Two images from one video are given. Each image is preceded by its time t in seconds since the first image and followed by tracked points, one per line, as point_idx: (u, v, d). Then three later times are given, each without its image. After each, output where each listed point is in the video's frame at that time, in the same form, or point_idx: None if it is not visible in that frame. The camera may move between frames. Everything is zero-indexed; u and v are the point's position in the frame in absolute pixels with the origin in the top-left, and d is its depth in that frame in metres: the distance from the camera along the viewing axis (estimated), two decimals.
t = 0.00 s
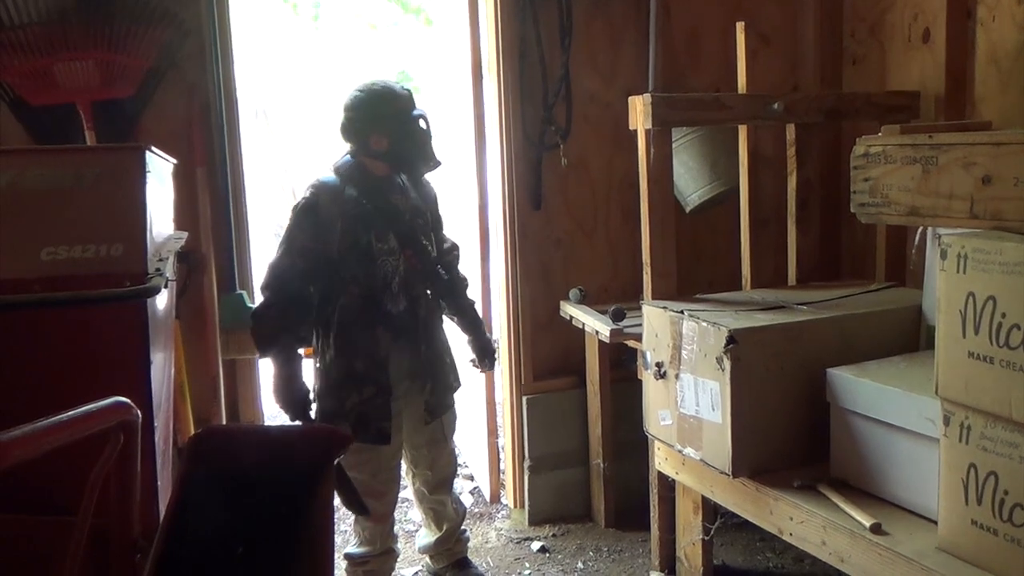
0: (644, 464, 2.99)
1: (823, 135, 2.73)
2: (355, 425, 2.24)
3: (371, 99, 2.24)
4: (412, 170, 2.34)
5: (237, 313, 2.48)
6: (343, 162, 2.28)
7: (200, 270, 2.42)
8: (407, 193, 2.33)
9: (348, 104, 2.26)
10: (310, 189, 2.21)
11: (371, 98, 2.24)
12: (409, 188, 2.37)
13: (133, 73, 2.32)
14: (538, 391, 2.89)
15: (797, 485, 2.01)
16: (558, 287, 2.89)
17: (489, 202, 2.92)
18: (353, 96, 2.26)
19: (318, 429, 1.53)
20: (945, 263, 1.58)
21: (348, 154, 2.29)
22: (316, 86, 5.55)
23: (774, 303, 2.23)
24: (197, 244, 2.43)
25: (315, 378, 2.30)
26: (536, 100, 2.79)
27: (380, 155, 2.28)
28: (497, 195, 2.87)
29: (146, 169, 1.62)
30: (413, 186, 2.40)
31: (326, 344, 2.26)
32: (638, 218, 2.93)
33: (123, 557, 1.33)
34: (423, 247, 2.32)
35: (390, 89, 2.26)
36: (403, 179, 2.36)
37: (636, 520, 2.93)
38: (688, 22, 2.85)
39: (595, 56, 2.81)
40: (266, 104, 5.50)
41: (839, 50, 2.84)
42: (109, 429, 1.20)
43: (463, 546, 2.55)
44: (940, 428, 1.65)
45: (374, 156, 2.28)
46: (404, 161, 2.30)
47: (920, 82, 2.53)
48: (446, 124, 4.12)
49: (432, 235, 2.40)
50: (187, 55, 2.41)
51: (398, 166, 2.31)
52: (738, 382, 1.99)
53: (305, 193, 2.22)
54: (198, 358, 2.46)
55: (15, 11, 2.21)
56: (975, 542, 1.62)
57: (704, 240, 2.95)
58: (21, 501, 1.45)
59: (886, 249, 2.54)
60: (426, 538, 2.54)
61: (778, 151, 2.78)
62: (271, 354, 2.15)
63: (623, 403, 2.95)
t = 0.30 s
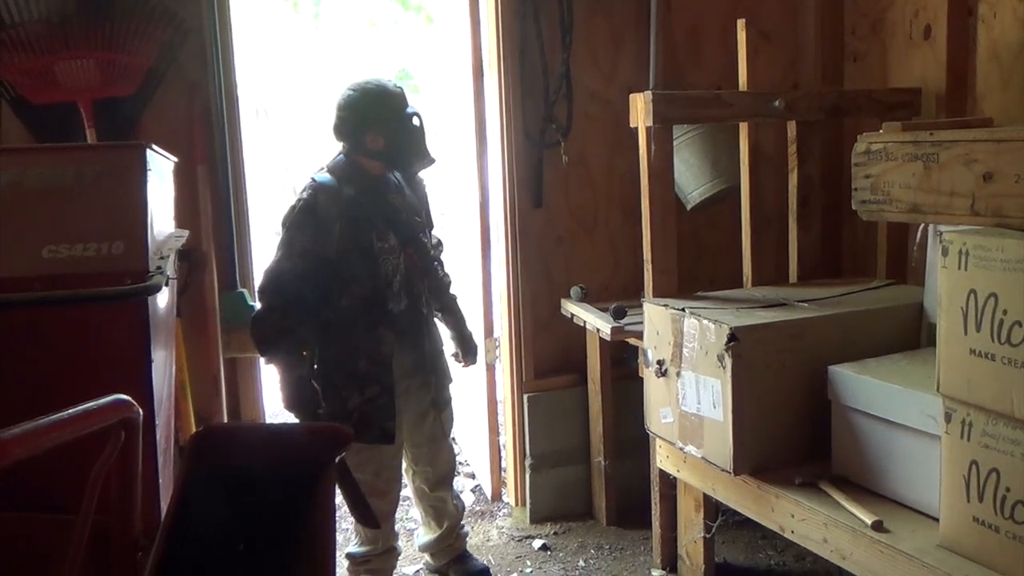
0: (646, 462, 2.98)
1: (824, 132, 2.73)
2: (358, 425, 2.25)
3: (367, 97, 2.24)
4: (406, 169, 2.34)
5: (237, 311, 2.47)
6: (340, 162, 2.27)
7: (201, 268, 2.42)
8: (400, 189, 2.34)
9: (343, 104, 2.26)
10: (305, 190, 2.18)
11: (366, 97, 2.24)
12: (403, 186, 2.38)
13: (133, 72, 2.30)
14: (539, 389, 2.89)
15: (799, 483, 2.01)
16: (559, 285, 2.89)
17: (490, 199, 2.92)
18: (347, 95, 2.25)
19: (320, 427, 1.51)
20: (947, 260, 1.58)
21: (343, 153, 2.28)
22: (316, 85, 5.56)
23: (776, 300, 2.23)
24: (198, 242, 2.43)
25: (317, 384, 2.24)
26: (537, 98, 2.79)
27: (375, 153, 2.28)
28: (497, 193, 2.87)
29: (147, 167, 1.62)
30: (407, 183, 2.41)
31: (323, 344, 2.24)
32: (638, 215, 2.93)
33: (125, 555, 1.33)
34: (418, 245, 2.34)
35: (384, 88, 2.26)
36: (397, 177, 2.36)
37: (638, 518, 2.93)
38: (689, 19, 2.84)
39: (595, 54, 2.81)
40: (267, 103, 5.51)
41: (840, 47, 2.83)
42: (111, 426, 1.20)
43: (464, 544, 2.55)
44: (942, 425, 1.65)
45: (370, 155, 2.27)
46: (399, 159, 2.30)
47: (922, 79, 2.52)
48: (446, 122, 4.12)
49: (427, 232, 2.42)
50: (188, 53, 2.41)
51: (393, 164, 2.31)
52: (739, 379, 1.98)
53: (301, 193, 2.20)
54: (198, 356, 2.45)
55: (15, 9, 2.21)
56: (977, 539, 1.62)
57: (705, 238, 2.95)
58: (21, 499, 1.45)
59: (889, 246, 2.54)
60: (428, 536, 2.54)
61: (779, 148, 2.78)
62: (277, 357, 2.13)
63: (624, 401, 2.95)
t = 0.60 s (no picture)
0: (647, 458, 2.98)
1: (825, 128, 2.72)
2: (362, 420, 2.25)
3: (370, 91, 2.25)
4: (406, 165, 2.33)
5: (238, 309, 2.47)
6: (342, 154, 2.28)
7: (202, 264, 2.41)
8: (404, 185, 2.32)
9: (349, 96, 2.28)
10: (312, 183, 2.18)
11: (371, 89, 2.25)
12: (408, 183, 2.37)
13: (133, 67, 2.32)
14: (541, 385, 2.89)
15: (801, 478, 2.01)
16: (560, 281, 2.89)
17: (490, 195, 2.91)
18: (354, 87, 2.27)
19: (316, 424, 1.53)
20: (949, 255, 1.57)
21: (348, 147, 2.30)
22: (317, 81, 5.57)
23: (777, 296, 2.22)
24: (199, 238, 2.43)
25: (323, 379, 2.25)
26: (537, 94, 2.78)
27: (375, 146, 2.28)
28: (498, 189, 2.87)
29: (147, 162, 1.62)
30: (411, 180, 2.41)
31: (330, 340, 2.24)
32: (639, 211, 2.93)
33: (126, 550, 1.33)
34: (422, 242, 2.34)
35: (391, 82, 2.28)
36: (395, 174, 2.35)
37: (639, 514, 2.93)
38: (690, 14, 2.84)
39: (596, 49, 2.81)
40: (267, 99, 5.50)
41: (841, 43, 2.83)
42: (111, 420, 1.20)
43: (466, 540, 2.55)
44: (943, 420, 1.65)
45: (371, 148, 2.27)
46: (397, 155, 2.29)
47: (923, 74, 2.52)
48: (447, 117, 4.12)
49: (432, 228, 2.42)
50: (188, 49, 2.41)
51: (391, 159, 2.30)
52: (740, 375, 1.98)
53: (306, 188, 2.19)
54: (199, 352, 2.45)
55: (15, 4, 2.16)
56: (979, 535, 1.61)
57: (706, 233, 2.95)
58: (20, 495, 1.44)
59: (890, 241, 2.53)
60: (431, 532, 2.54)
61: (780, 143, 2.78)
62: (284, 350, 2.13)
63: (626, 397, 2.95)
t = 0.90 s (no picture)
0: (647, 452, 2.98)
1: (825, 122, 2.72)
2: (371, 411, 2.27)
3: (396, 87, 2.22)
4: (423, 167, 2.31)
5: (239, 305, 2.48)
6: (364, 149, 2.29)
7: (202, 261, 2.42)
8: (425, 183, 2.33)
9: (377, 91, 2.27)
10: (339, 175, 2.20)
11: (396, 87, 2.22)
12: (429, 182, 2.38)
13: (133, 63, 2.33)
14: (541, 380, 2.89)
15: (801, 473, 2.01)
16: (560, 276, 2.89)
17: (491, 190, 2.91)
18: (382, 82, 2.25)
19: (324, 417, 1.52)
20: (949, 249, 1.57)
21: (372, 139, 2.30)
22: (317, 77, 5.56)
23: (777, 290, 2.22)
24: (199, 234, 2.43)
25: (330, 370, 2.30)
26: (537, 88, 2.78)
27: (392, 145, 2.26)
28: (498, 184, 2.86)
29: (147, 157, 1.61)
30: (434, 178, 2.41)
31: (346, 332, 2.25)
32: (639, 206, 2.93)
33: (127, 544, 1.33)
34: (443, 240, 2.33)
35: (419, 81, 2.24)
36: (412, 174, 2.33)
37: (640, 509, 2.93)
38: (690, 9, 2.83)
39: (596, 44, 2.80)
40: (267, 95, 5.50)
41: (842, 37, 2.82)
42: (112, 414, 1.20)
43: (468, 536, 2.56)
44: (944, 414, 1.65)
45: (391, 146, 2.26)
46: (415, 157, 2.27)
47: (924, 69, 2.51)
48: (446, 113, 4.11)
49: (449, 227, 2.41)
50: (188, 44, 2.41)
51: (407, 160, 2.27)
52: (741, 370, 1.98)
53: (332, 179, 2.20)
54: (199, 348, 2.45)
55: None
56: (979, 529, 1.62)
57: (706, 228, 2.95)
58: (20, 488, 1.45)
59: (891, 236, 2.53)
60: (436, 528, 2.54)
61: (780, 138, 2.77)
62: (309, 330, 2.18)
63: (626, 392, 2.95)
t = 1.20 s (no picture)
0: (645, 445, 2.99)
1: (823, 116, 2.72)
2: (390, 398, 2.29)
3: (436, 83, 2.26)
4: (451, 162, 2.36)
5: (237, 298, 2.48)
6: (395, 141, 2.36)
7: (200, 254, 2.41)
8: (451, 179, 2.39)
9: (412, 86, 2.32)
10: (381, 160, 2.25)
11: (429, 83, 2.26)
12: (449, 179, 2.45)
13: (128, 56, 2.32)
14: (539, 373, 2.89)
15: (798, 464, 2.02)
16: (558, 269, 2.89)
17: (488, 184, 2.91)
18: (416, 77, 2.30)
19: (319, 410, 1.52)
20: (946, 241, 1.57)
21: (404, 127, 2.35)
22: (316, 70, 5.54)
23: (774, 283, 2.23)
24: (196, 227, 2.43)
25: (351, 357, 2.30)
26: (535, 82, 2.78)
27: (422, 140, 2.31)
28: (496, 178, 2.86)
29: (143, 151, 1.61)
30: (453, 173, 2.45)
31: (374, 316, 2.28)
32: (637, 199, 2.93)
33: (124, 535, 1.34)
34: (466, 236, 2.38)
35: (454, 77, 2.29)
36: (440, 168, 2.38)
37: (638, 502, 2.94)
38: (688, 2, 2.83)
39: (594, 37, 2.80)
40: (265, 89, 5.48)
41: (840, 30, 2.82)
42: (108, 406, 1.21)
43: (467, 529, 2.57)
44: (939, 405, 1.65)
45: (421, 140, 2.32)
46: (443, 152, 2.33)
47: (922, 62, 2.51)
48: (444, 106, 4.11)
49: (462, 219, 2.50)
50: (185, 38, 2.41)
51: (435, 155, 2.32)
52: (738, 362, 1.99)
53: (376, 164, 2.25)
54: (198, 341, 2.45)
55: None
56: (975, 519, 1.62)
57: (704, 221, 2.95)
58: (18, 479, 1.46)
59: (888, 229, 2.53)
60: (435, 520, 2.57)
61: (777, 131, 2.77)
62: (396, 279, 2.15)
63: (624, 385, 2.96)
